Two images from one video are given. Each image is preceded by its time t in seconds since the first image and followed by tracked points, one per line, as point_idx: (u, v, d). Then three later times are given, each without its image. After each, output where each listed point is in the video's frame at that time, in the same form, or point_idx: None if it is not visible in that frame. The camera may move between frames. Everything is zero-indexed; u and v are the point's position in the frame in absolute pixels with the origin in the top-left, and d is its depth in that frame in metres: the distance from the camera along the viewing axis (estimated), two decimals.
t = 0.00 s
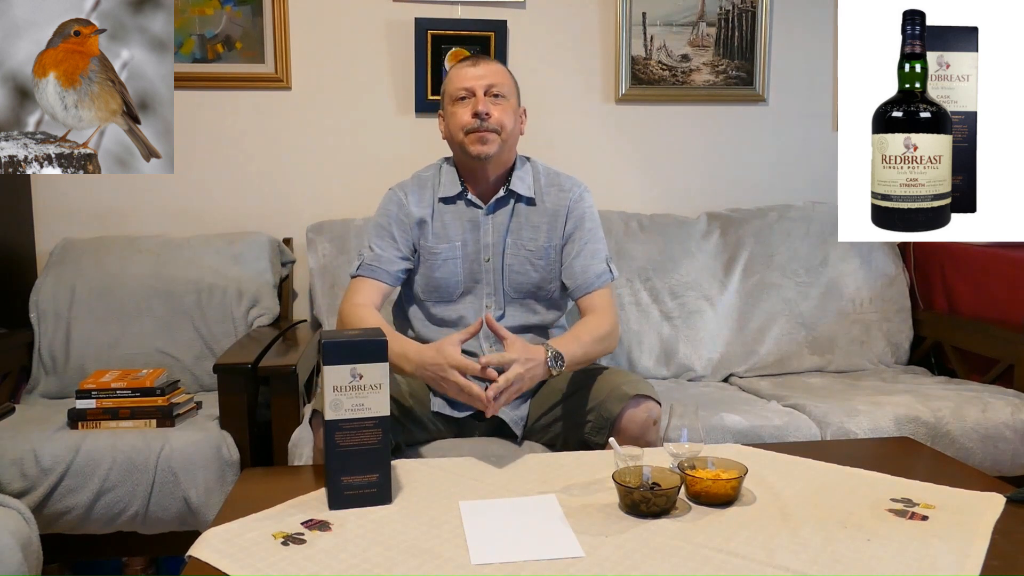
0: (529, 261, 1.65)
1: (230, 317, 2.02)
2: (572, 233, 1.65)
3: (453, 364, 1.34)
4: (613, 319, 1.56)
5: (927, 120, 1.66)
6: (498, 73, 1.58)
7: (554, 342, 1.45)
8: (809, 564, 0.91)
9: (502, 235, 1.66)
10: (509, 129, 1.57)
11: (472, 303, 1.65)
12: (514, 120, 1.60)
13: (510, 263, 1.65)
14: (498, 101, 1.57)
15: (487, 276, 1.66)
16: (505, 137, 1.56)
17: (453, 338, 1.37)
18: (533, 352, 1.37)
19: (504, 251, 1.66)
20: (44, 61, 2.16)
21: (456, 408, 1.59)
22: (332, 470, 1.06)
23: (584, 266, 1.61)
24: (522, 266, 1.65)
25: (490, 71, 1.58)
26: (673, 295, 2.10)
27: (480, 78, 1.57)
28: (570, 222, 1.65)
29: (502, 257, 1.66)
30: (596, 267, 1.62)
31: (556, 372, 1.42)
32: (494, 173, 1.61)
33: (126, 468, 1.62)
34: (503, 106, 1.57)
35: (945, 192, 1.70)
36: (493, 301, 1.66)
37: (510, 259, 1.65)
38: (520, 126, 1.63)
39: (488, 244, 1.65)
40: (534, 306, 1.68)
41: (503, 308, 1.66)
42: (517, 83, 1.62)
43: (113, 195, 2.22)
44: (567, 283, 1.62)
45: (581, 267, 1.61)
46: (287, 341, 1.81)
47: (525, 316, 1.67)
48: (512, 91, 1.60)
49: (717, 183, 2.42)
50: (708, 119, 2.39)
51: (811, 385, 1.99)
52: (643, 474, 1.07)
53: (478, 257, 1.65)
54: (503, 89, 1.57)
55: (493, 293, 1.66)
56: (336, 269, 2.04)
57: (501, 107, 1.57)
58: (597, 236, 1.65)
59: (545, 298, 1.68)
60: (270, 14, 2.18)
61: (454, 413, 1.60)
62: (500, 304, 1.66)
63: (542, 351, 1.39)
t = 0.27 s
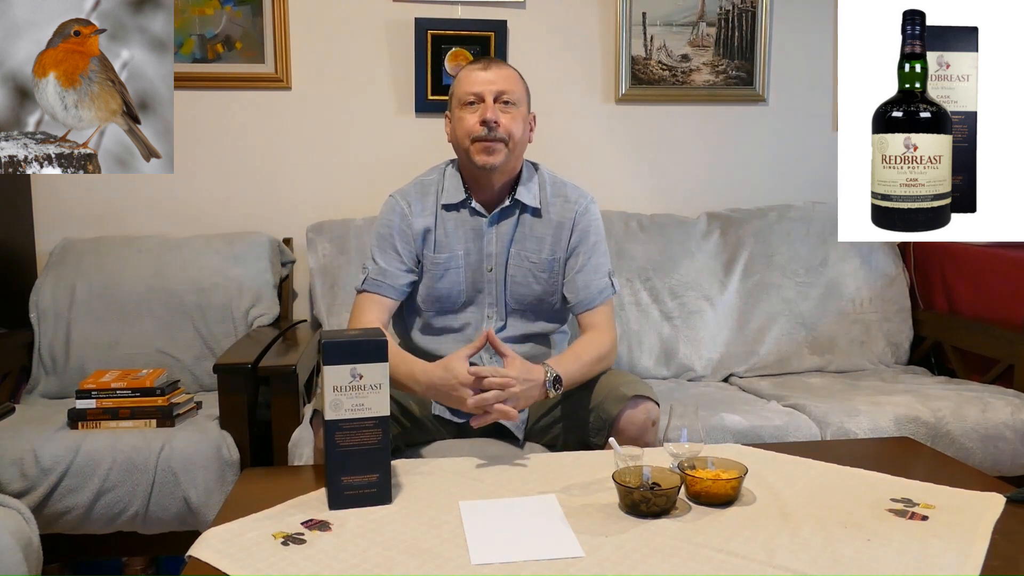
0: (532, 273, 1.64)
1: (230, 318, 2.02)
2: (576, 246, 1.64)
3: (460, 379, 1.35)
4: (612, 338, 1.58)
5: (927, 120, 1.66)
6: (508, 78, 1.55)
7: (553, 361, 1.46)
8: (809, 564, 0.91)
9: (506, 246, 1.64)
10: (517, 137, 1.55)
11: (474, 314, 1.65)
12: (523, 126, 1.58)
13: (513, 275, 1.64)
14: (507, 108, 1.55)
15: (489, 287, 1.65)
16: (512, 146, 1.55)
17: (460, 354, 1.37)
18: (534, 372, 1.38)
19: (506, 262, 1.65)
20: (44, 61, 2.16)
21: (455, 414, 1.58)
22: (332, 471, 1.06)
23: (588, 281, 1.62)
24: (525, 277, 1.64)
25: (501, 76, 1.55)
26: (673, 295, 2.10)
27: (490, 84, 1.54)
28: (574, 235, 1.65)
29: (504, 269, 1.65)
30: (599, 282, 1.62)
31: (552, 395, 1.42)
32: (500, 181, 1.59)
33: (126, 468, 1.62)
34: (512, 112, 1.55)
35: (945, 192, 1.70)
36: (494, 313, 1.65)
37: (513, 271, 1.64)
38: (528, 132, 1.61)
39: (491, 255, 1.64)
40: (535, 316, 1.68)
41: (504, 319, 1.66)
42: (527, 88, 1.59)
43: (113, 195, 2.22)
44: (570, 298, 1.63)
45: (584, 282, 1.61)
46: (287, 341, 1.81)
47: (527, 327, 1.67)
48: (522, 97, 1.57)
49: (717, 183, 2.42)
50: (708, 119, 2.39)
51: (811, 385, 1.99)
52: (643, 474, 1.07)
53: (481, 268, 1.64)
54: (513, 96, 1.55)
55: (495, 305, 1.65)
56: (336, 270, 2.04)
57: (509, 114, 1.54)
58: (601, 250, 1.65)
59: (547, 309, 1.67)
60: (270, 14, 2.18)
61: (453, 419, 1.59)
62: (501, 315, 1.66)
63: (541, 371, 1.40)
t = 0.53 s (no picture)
0: (531, 277, 1.64)
1: (230, 318, 2.02)
2: (575, 248, 1.65)
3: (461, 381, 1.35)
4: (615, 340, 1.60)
5: (927, 120, 1.66)
6: (505, 81, 1.55)
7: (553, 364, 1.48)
8: (809, 564, 0.91)
9: (504, 250, 1.64)
10: (514, 141, 1.55)
11: (472, 319, 1.65)
12: (520, 130, 1.57)
13: (511, 279, 1.64)
14: (505, 112, 1.54)
15: (487, 292, 1.64)
16: (510, 151, 1.55)
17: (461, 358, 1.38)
18: (533, 374, 1.38)
19: (505, 267, 1.64)
20: (44, 61, 2.16)
21: (455, 416, 1.57)
22: (332, 471, 1.06)
23: (587, 285, 1.62)
24: (524, 281, 1.64)
25: (498, 79, 1.55)
26: (673, 295, 2.10)
27: (487, 87, 1.54)
28: (572, 238, 1.65)
29: (503, 273, 1.64)
30: (598, 285, 1.63)
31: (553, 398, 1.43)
32: (499, 186, 1.59)
33: (126, 468, 1.61)
34: (509, 117, 1.55)
35: (945, 192, 1.70)
36: (492, 317, 1.65)
37: (511, 275, 1.64)
38: (526, 135, 1.61)
39: (489, 260, 1.63)
40: (534, 319, 1.68)
41: (503, 324, 1.66)
42: (524, 90, 1.58)
43: (113, 195, 2.22)
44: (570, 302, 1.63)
45: (583, 285, 1.62)
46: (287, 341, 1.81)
47: (526, 330, 1.67)
48: (519, 100, 1.57)
49: (718, 183, 2.42)
50: (708, 119, 2.39)
51: (811, 385, 1.99)
52: (643, 474, 1.07)
53: (478, 272, 1.63)
54: (510, 99, 1.54)
55: (493, 310, 1.65)
56: (335, 270, 2.04)
57: (507, 118, 1.54)
58: (599, 252, 1.65)
59: (546, 311, 1.68)
60: (270, 14, 2.18)
61: (454, 422, 1.58)
62: (499, 320, 1.66)
63: (542, 373, 1.41)
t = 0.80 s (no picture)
0: (525, 277, 1.64)
1: (230, 318, 2.02)
2: (570, 248, 1.65)
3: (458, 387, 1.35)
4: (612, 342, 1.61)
5: (927, 120, 1.66)
6: (498, 79, 1.55)
7: (550, 364, 1.47)
8: (809, 564, 0.91)
9: (498, 249, 1.64)
10: (508, 138, 1.55)
11: (466, 318, 1.65)
12: (514, 128, 1.57)
13: (505, 278, 1.64)
14: (498, 109, 1.54)
15: (480, 291, 1.64)
16: (504, 148, 1.55)
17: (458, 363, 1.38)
18: (530, 377, 1.38)
19: (499, 266, 1.64)
20: (44, 61, 2.16)
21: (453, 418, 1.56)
22: (332, 471, 1.06)
23: (583, 285, 1.62)
24: (518, 281, 1.64)
25: (491, 76, 1.55)
26: (673, 295, 2.10)
27: (480, 85, 1.54)
28: (567, 237, 1.65)
29: (497, 272, 1.64)
30: (594, 285, 1.63)
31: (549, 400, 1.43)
32: (493, 185, 1.59)
33: (126, 468, 1.61)
34: (503, 115, 1.55)
35: (945, 192, 1.70)
36: (486, 318, 1.65)
37: (505, 274, 1.64)
38: (520, 133, 1.61)
39: (482, 259, 1.63)
40: (529, 318, 1.68)
41: (497, 324, 1.66)
42: (517, 87, 1.58)
43: (113, 195, 2.22)
44: (566, 302, 1.63)
45: (578, 285, 1.62)
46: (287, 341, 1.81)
47: (521, 330, 1.67)
48: (512, 97, 1.57)
49: (718, 183, 2.42)
50: (708, 119, 2.39)
51: (811, 385, 1.99)
52: (643, 474, 1.07)
53: (472, 272, 1.63)
54: (503, 97, 1.54)
55: (487, 310, 1.64)
56: (335, 269, 2.04)
57: (501, 116, 1.54)
58: (595, 252, 1.65)
59: (541, 311, 1.67)
60: (270, 14, 2.18)
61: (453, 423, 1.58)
62: (493, 319, 1.65)
63: (538, 376, 1.40)
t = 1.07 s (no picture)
0: (525, 276, 1.64)
1: (229, 318, 2.02)
2: (570, 247, 1.65)
3: (456, 391, 1.35)
4: (610, 344, 1.61)
5: (927, 120, 1.66)
6: (496, 78, 1.55)
7: (546, 368, 1.47)
8: (809, 564, 0.91)
9: (497, 248, 1.64)
10: (507, 138, 1.55)
11: (465, 318, 1.64)
12: (513, 127, 1.57)
13: (505, 278, 1.63)
14: (496, 109, 1.54)
15: (480, 291, 1.64)
16: (503, 148, 1.55)
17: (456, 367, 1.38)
18: (526, 381, 1.37)
19: (498, 265, 1.64)
20: (44, 61, 2.16)
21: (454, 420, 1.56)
22: (332, 471, 1.06)
23: (583, 284, 1.62)
24: (517, 280, 1.64)
25: (488, 76, 1.55)
26: (673, 295, 2.10)
27: (477, 85, 1.54)
28: (568, 237, 1.65)
29: (496, 272, 1.64)
30: (594, 285, 1.63)
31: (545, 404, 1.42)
32: (492, 185, 1.59)
33: (126, 468, 1.61)
34: (501, 114, 1.55)
35: (946, 192, 1.70)
36: (486, 317, 1.65)
37: (505, 274, 1.64)
38: (518, 132, 1.61)
39: (481, 258, 1.63)
40: (529, 318, 1.68)
41: (497, 324, 1.65)
42: (515, 86, 1.58)
43: (113, 196, 2.22)
44: (567, 301, 1.63)
45: (579, 285, 1.62)
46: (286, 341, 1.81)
47: (520, 330, 1.67)
48: (510, 97, 1.57)
49: (718, 183, 2.42)
50: (708, 119, 2.39)
51: (811, 385, 1.99)
52: (643, 474, 1.07)
53: (471, 271, 1.63)
54: (501, 96, 1.54)
55: (486, 309, 1.64)
56: (335, 269, 2.04)
57: (499, 116, 1.54)
58: (596, 251, 1.65)
59: (541, 311, 1.67)
60: (270, 14, 2.18)
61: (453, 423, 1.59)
62: (492, 319, 1.65)
63: (534, 381, 1.40)
